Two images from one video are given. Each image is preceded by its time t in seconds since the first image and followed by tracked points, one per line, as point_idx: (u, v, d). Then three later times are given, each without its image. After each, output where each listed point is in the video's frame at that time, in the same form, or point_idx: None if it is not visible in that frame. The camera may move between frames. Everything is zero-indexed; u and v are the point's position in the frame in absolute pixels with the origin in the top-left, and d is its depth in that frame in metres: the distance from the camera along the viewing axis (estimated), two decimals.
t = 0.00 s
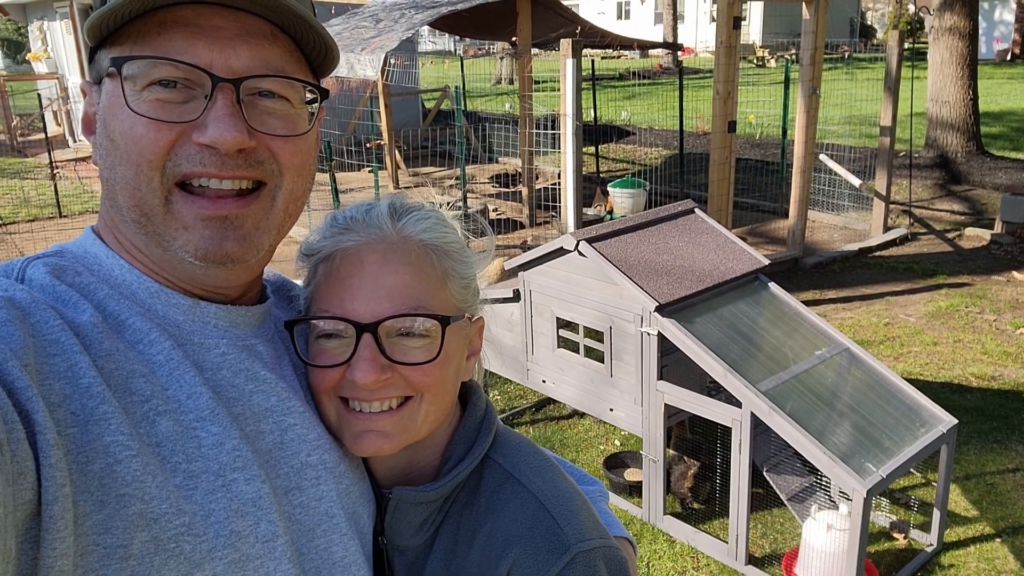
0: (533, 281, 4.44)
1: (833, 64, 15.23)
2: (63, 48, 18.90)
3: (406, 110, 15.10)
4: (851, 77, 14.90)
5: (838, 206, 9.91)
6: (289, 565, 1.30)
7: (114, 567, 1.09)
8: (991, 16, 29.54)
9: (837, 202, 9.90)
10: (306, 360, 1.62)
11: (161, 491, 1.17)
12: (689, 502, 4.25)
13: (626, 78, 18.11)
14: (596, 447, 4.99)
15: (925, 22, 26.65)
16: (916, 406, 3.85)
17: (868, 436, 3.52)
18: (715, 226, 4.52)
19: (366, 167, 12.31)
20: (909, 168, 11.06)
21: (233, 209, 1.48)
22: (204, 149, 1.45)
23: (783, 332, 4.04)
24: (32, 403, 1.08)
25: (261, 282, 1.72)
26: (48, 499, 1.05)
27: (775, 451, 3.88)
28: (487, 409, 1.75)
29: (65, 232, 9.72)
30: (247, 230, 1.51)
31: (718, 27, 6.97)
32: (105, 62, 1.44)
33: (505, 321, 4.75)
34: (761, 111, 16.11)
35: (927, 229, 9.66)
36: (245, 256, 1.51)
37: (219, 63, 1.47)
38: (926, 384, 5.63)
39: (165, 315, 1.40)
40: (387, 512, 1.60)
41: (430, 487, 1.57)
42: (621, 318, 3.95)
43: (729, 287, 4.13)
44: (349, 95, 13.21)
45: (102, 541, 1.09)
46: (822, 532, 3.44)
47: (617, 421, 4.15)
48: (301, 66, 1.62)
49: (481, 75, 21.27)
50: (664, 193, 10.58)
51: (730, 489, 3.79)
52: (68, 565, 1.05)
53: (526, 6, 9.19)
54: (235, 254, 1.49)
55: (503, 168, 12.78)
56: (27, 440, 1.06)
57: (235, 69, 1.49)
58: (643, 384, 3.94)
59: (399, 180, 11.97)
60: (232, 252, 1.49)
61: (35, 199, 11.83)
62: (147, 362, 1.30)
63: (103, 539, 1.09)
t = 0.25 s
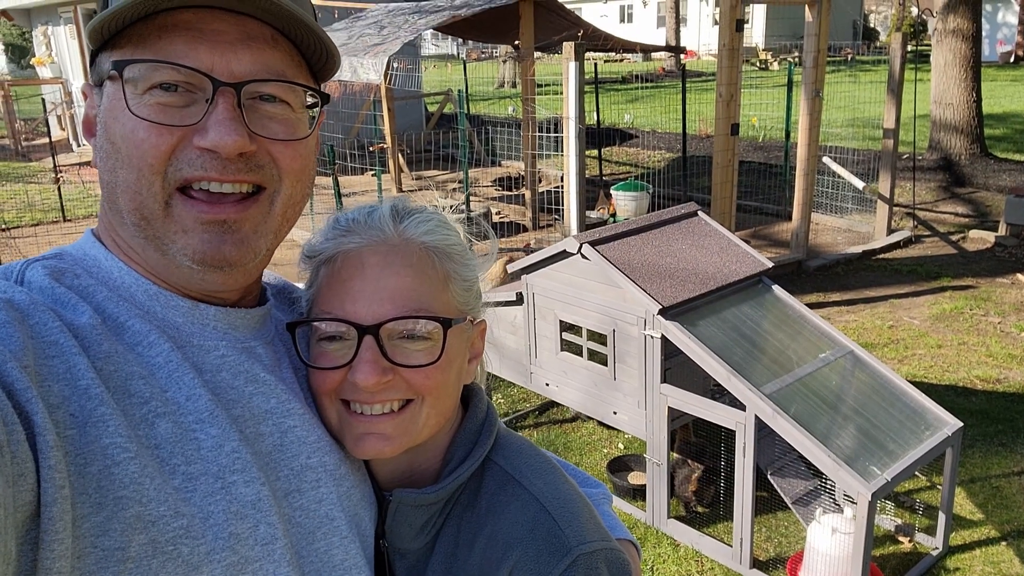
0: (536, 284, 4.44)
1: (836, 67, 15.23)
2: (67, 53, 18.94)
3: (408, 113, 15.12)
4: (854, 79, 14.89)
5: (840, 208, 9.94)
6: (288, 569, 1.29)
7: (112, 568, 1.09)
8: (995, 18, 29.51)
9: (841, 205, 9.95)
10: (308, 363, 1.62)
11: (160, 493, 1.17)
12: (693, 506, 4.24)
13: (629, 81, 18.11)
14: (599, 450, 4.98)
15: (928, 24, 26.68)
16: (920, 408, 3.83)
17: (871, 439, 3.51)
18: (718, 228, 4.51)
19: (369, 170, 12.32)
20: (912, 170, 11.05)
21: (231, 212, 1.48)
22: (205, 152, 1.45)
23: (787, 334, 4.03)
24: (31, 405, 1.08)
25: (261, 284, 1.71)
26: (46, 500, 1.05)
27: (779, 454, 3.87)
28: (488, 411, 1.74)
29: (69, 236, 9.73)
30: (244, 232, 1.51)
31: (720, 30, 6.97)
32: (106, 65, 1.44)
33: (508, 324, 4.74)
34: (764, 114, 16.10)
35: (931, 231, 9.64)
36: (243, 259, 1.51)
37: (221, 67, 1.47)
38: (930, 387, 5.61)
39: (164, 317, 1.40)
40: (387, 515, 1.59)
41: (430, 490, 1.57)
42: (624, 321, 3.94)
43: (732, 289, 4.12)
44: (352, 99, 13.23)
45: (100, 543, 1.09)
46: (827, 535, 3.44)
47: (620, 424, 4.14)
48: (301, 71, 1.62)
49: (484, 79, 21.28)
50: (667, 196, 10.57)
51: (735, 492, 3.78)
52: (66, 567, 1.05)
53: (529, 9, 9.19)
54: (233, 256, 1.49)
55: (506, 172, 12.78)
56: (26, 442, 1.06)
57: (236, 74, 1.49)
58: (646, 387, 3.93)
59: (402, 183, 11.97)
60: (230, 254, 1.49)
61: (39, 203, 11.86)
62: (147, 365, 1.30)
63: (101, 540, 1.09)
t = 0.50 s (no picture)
0: (540, 287, 4.43)
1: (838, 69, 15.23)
2: (71, 57, 18.98)
3: (412, 116, 15.14)
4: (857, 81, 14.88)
5: (844, 211, 9.94)
6: (297, 573, 1.29)
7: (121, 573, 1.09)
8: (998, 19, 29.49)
9: (845, 207, 9.95)
10: (317, 367, 1.62)
11: (168, 497, 1.17)
12: (698, 508, 4.23)
13: (632, 84, 18.12)
14: (604, 452, 4.98)
15: (931, 26, 26.67)
16: (926, 411, 3.82)
17: (877, 442, 3.50)
18: (722, 231, 4.51)
19: (373, 173, 12.34)
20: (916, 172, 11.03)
21: (238, 214, 1.48)
22: (212, 159, 1.45)
23: (791, 337, 4.02)
24: (41, 409, 1.08)
25: (269, 288, 1.71)
26: (55, 504, 1.05)
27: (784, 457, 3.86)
28: (495, 415, 1.74)
29: (73, 239, 9.76)
30: (250, 233, 1.50)
31: (724, 32, 6.97)
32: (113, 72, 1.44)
33: (513, 327, 4.74)
34: (767, 116, 16.10)
35: (934, 233, 9.62)
36: (247, 256, 1.51)
37: (226, 72, 1.48)
38: (935, 389, 5.60)
39: (172, 322, 1.40)
40: (394, 518, 1.60)
41: (438, 493, 1.57)
42: (629, 324, 3.94)
43: (737, 293, 4.12)
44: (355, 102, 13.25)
45: (109, 547, 1.09)
46: (832, 539, 3.41)
47: (625, 427, 4.13)
48: (306, 76, 1.62)
49: (487, 81, 21.30)
50: (671, 198, 10.57)
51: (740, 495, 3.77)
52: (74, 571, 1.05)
53: (532, 12, 9.20)
54: (237, 255, 1.49)
55: (509, 174, 12.79)
56: (36, 446, 1.06)
57: (241, 79, 1.49)
58: (651, 390, 3.92)
59: (405, 186, 11.99)
60: (234, 251, 1.49)
61: (43, 206, 11.89)
62: (155, 369, 1.30)
63: (109, 545, 1.09)
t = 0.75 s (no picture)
0: (544, 289, 4.43)
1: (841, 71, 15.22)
2: (74, 59, 18.99)
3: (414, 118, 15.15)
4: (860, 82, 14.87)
5: (847, 212, 9.92)
6: None
7: None
8: (1000, 20, 29.50)
9: (847, 209, 9.94)
10: (323, 372, 1.61)
11: (172, 502, 1.16)
12: (702, 511, 4.22)
13: (634, 85, 18.12)
14: (607, 455, 4.97)
15: (933, 27, 26.67)
16: (930, 413, 3.82)
17: (882, 444, 3.49)
18: (726, 233, 4.50)
19: (375, 175, 12.34)
20: (919, 174, 11.02)
21: (241, 215, 1.47)
22: (215, 159, 1.44)
23: (796, 340, 4.01)
24: (46, 413, 1.08)
25: (273, 292, 1.71)
26: (60, 510, 1.05)
27: (789, 460, 3.86)
28: (498, 416, 1.74)
29: (76, 241, 9.76)
30: (255, 232, 1.49)
31: (726, 34, 6.96)
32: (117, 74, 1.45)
33: (516, 329, 4.73)
34: (770, 118, 16.09)
35: (938, 235, 9.61)
36: (252, 253, 1.49)
37: (229, 73, 1.48)
38: (939, 392, 5.58)
39: (176, 326, 1.40)
40: (397, 520, 1.59)
41: (441, 494, 1.57)
42: (633, 326, 3.94)
43: (741, 295, 4.11)
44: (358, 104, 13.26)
45: (113, 552, 1.09)
46: (836, 541, 3.41)
47: (629, 430, 4.13)
48: (309, 77, 1.62)
49: (489, 83, 21.30)
50: (674, 200, 10.56)
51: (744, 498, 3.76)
52: None
53: (534, 14, 9.20)
54: (242, 253, 1.48)
55: (511, 176, 12.80)
56: (41, 451, 1.06)
57: (244, 79, 1.49)
58: (655, 392, 3.92)
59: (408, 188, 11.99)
60: (239, 246, 1.47)
61: (46, 208, 11.90)
62: (160, 374, 1.30)
63: (113, 549, 1.08)
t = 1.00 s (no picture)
0: (546, 290, 4.42)
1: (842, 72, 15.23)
2: (76, 60, 19.01)
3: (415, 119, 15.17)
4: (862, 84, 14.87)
5: (849, 214, 9.91)
6: None
7: None
8: (1002, 21, 29.47)
9: (848, 210, 9.93)
10: (330, 383, 1.61)
11: (172, 505, 1.16)
12: (704, 513, 4.23)
13: (635, 86, 18.12)
14: (609, 456, 4.97)
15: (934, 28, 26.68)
16: (932, 415, 3.81)
17: (884, 446, 3.49)
18: (728, 234, 4.50)
19: (377, 176, 12.35)
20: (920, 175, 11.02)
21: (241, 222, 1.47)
22: (214, 161, 1.44)
23: (798, 342, 4.01)
24: (45, 417, 1.08)
25: (272, 296, 1.71)
26: (60, 513, 1.05)
27: (791, 462, 3.86)
28: (493, 407, 1.74)
29: (78, 242, 9.78)
30: (251, 239, 1.49)
31: (728, 35, 6.95)
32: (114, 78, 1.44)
33: (518, 331, 4.73)
34: (772, 119, 16.10)
35: (939, 237, 9.60)
36: (254, 271, 1.51)
37: (227, 73, 1.47)
38: (941, 393, 5.58)
39: (175, 329, 1.40)
40: (400, 521, 1.59)
41: (444, 488, 1.57)
42: (635, 328, 3.94)
43: (743, 297, 4.11)
44: (359, 105, 13.27)
45: (113, 556, 1.08)
46: (839, 544, 3.43)
47: (631, 431, 4.12)
48: (305, 76, 1.62)
49: (490, 84, 21.31)
50: (675, 201, 10.56)
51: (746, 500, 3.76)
52: None
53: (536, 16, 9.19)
54: (242, 267, 1.49)
55: (513, 177, 12.81)
56: (41, 454, 1.06)
57: (241, 79, 1.49)
58: (657, 394, 3.92)
59: (409, 189, 12.00)
60: (241, 267, 1.49)
61: (48, 209, 11.92)
62: (159, 377, 1.30)
63: (113, 553, 1.08)
